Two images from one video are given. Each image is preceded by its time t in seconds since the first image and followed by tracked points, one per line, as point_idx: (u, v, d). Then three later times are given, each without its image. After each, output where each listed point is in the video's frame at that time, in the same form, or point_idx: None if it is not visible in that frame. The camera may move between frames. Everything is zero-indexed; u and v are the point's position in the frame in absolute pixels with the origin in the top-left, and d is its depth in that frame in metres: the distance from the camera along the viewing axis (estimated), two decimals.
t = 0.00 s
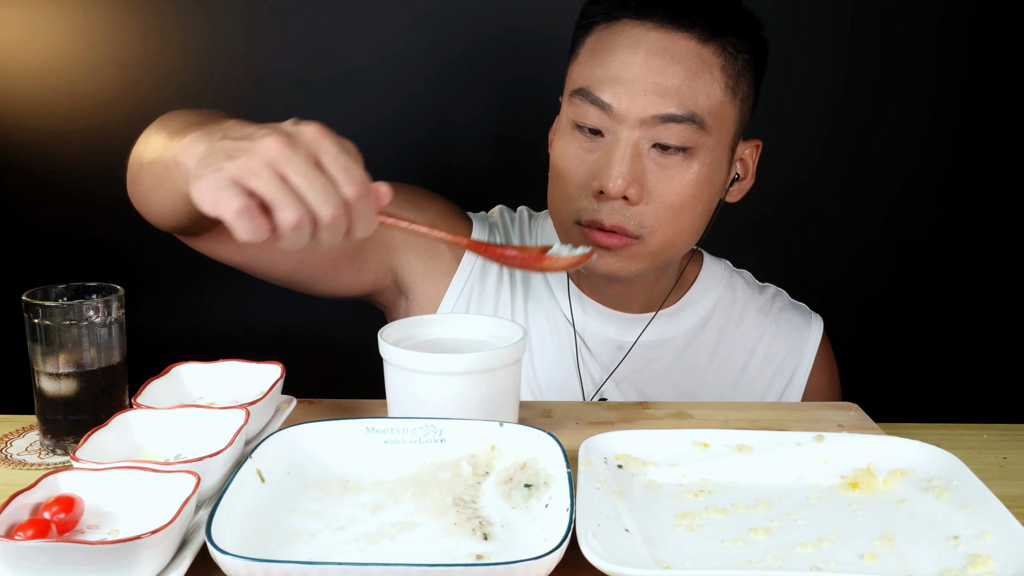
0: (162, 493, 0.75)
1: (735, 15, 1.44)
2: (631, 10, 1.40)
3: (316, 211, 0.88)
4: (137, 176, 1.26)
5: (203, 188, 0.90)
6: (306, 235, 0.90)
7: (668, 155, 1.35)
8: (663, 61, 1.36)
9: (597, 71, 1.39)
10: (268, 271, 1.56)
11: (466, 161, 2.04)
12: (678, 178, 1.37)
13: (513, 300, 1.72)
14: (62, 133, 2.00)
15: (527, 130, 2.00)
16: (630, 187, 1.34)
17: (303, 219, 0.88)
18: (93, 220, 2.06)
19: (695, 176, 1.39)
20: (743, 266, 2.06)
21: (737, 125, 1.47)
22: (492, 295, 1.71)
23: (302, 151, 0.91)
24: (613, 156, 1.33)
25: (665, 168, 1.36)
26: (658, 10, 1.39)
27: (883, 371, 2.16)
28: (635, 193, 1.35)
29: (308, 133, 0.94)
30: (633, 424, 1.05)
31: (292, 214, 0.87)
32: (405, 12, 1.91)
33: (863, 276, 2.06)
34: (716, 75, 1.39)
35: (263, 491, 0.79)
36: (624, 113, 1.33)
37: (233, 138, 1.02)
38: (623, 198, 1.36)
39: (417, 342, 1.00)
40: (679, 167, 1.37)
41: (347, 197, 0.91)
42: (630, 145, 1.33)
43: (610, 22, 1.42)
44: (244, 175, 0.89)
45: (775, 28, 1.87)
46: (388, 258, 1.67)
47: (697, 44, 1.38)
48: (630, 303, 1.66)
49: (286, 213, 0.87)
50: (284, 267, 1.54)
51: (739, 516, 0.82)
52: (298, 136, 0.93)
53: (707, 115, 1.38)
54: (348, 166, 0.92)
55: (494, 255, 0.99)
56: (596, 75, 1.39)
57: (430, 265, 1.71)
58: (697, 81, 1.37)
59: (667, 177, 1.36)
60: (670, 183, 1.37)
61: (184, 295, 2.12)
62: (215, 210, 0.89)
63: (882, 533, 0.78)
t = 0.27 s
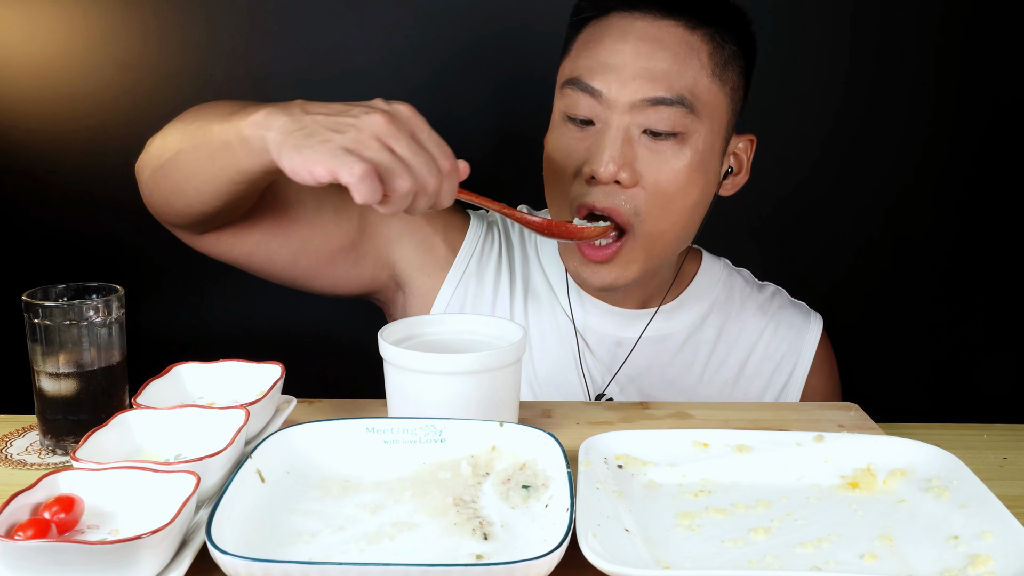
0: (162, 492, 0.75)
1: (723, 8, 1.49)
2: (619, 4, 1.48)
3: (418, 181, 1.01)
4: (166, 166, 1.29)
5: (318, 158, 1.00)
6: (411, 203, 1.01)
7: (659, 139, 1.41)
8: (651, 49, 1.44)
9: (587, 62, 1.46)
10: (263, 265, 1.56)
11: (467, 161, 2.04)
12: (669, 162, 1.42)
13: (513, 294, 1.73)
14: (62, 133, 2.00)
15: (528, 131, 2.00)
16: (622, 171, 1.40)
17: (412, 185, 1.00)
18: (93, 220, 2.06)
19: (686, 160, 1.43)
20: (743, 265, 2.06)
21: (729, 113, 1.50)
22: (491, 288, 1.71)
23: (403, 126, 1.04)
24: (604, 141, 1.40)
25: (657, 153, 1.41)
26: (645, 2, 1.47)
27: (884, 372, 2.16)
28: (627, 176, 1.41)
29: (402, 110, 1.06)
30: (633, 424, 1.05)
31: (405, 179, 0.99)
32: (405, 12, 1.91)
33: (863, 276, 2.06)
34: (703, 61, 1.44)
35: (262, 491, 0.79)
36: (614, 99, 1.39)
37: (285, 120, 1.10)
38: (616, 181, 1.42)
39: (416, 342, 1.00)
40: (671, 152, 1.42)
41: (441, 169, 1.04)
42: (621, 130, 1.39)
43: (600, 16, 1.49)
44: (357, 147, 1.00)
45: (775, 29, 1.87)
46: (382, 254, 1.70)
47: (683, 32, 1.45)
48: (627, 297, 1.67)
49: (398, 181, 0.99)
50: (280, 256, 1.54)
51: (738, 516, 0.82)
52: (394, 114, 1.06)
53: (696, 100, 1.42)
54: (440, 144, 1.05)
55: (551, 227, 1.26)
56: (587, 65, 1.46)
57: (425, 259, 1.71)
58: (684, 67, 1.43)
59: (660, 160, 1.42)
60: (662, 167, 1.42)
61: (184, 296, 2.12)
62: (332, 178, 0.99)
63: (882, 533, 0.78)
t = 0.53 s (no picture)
0: (162, 492, 0.75)
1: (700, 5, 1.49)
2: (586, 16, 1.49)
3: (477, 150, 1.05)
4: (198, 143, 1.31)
5: (387, 116, 1.03)
6: (469, 169, 1.05)
7: (633, 148, 1.40)
8: (617, 57, 1.44)
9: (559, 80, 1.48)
10: (273, 251, 1.57)
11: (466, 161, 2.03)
12: (647, 168, 1.41)
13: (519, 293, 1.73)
14: (62, 133, 2.00)
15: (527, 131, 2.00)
16: (599, 185, 1.39)
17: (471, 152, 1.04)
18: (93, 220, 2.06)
19: (664, 164, 1.42)
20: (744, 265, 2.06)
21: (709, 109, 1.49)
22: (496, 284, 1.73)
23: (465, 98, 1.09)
24: (579, 156, 1.40)
25: (633, 161, 1.41)
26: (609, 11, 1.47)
27: (885, 372, 2.15)
28: (605, 190, 1.40)
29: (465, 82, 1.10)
30: (633, 424, 1.05)
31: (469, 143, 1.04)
32: (405, 12, 1.91)
33: (864, 276, 2.06)
34: (672, 62, 1.44)
35: (262, 491, 0.79)
36: (584, 114, 1.40)
37: (320, 89, 1.16)
38: (595, 198, 1.41)
39: (416, 342, 1.00)
40: (647, 158, 1.41)
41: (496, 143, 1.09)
42: (595, 144, 1.39)
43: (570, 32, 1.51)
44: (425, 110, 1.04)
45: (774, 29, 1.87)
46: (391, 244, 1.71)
47: (650, 34, 1.45)
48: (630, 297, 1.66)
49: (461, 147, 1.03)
50: (291, 242, 1.55)
51: (738, 516, 0.82)
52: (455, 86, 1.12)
53: (664, 103, 1.42)
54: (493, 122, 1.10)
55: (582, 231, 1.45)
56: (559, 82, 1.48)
57: (433, 248, 1.73)
58: (651, 70, 1.43)
59: (636, 169, 1.41)
60: (639, 174, 1.41)
61: (184, 296, 2.12)
62: (402, 136, 1.02)
63: (883, 533, 0.78)
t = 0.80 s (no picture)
0: (162, 492, 0.75)
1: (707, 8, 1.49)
2: (593, 28, 1.49)
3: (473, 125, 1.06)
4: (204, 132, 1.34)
5: (388, 81, 1.06)
6: (464, 143, 1.06)
7: (649, 164, 1.41)
8: (628, 72, 1.45)
9: (570, 93, 1.49)
10: (279, 246, 1.58)
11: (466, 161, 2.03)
12: (663, 185, 1.42)
13: (527, 293, 1.76)
14: (61, 134, 2.00)
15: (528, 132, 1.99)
16: (615, 204, 1.41)
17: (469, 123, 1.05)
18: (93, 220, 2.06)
19: (682, 180, 1.43)
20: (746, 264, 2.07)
21: (722, 117, 1.49)
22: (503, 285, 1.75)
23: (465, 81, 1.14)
24: (596, 173, 1.41)
25: (649, 179, 1.41)
26: (616, 22, 1.47)
27: (885, 372, 2.15)
28: (622, 209, 1.41)
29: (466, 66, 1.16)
30: (633, 424, 1.05)
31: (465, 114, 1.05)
32: (405, 12, 1.91)
33: (865, 276, 2.05)
34: (684, 75, 1.45)
35: (262, 491, 0.79)
36: (598, 132, 1.42)
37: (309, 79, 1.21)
38: (612, 215, 1.43)
39: (416, 342, 1.00)
40: (663, 175, 1.42)
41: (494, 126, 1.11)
42: (610, 162, 1.40)
43: (579, 42, 1.51)
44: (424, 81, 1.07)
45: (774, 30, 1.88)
46: (399, 244, 1.72)
47: (662, 45, 1.45)
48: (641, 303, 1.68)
49: (460, 116, 1.05)
50: (298, 237, 1.56)
51: (738, 516, 0.82)
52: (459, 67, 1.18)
53: (679, 118, 1.43)
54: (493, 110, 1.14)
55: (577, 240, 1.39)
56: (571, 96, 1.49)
57: (439, 249, 1.73)
58: (664, 85, 1.44)
59: (652, 187, 1.42)
60: (657, 192, 1.42)
61: (183, 296, 2.12)
62: (398, 100, 1.05)
63: (882, 533, 0.78)
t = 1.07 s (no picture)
0: (161, 492, 0.75)
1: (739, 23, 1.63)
2: (642, 29, 1.66)
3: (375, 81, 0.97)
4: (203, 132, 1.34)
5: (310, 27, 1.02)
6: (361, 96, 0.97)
7: (683, 177, 1.65)
8: (675, 84, 1.64)
9: (610, 91, 1.68)
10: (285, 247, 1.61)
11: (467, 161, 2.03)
12: (693, 197, 1.65)
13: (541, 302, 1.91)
14: (62, 133, 2.00)
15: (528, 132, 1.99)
16: (644, 213, 1.68)
17: (368, 71, 0.97)
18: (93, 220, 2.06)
19: (713, 194, 1.65)
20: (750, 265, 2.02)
21: (755, 132, 1.68)
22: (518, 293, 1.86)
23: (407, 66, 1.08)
24: (628, 180, 1.66)
25: (681, 190, 1.65)
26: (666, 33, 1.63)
27: (890, 376, 2.09)
28: (649, 217, 1.69)
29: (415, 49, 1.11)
30: (633, 424, 1.05)
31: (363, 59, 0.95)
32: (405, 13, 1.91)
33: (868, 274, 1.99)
34: (730, 92, 1.64)
35: (262, 491, 0.79)
36: (637, 141, 1.66)
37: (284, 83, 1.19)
38: (638, 222, 1.71)
39: (416, 342, 1.00)
40: (695, 188, 1.65)
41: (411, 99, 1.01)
42: (645, 171, 1.64)
43: (622, 41, 1.67)
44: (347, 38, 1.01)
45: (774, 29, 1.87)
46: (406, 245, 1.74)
47: (712, 61, 1.63)
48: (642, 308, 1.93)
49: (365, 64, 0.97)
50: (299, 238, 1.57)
51: (739, 516, 0.82)
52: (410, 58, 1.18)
53: (721, 136, 1.65)
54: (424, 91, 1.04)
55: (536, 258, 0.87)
56: (610, 96, 1.68)
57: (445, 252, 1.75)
58: (709, 101, 1.63)
59: (684, 199, 1.65)
60: (688, 203, 1.65)
61: (184, 296, 2.12)
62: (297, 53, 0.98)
63: (882, 533, 0.78)
